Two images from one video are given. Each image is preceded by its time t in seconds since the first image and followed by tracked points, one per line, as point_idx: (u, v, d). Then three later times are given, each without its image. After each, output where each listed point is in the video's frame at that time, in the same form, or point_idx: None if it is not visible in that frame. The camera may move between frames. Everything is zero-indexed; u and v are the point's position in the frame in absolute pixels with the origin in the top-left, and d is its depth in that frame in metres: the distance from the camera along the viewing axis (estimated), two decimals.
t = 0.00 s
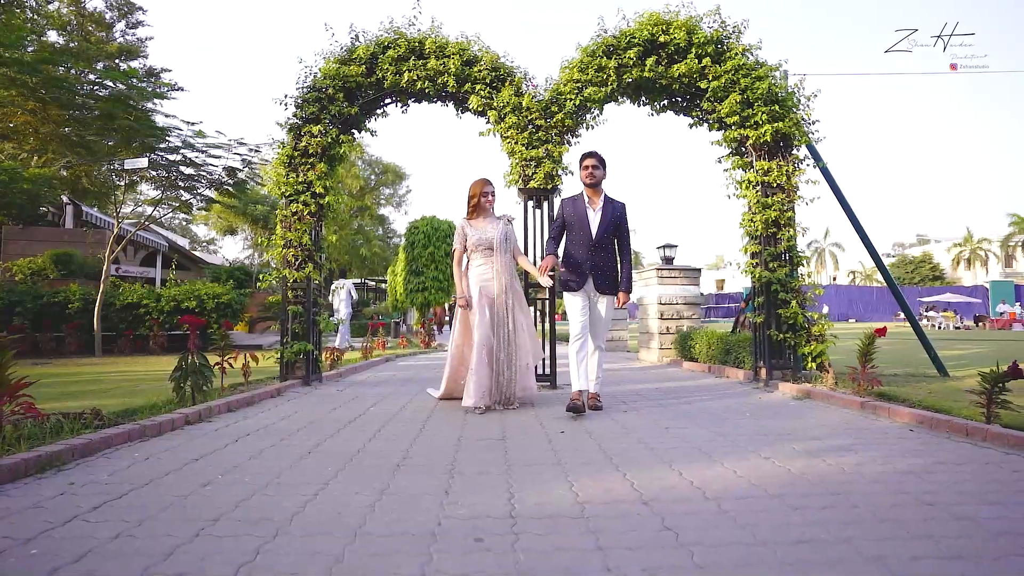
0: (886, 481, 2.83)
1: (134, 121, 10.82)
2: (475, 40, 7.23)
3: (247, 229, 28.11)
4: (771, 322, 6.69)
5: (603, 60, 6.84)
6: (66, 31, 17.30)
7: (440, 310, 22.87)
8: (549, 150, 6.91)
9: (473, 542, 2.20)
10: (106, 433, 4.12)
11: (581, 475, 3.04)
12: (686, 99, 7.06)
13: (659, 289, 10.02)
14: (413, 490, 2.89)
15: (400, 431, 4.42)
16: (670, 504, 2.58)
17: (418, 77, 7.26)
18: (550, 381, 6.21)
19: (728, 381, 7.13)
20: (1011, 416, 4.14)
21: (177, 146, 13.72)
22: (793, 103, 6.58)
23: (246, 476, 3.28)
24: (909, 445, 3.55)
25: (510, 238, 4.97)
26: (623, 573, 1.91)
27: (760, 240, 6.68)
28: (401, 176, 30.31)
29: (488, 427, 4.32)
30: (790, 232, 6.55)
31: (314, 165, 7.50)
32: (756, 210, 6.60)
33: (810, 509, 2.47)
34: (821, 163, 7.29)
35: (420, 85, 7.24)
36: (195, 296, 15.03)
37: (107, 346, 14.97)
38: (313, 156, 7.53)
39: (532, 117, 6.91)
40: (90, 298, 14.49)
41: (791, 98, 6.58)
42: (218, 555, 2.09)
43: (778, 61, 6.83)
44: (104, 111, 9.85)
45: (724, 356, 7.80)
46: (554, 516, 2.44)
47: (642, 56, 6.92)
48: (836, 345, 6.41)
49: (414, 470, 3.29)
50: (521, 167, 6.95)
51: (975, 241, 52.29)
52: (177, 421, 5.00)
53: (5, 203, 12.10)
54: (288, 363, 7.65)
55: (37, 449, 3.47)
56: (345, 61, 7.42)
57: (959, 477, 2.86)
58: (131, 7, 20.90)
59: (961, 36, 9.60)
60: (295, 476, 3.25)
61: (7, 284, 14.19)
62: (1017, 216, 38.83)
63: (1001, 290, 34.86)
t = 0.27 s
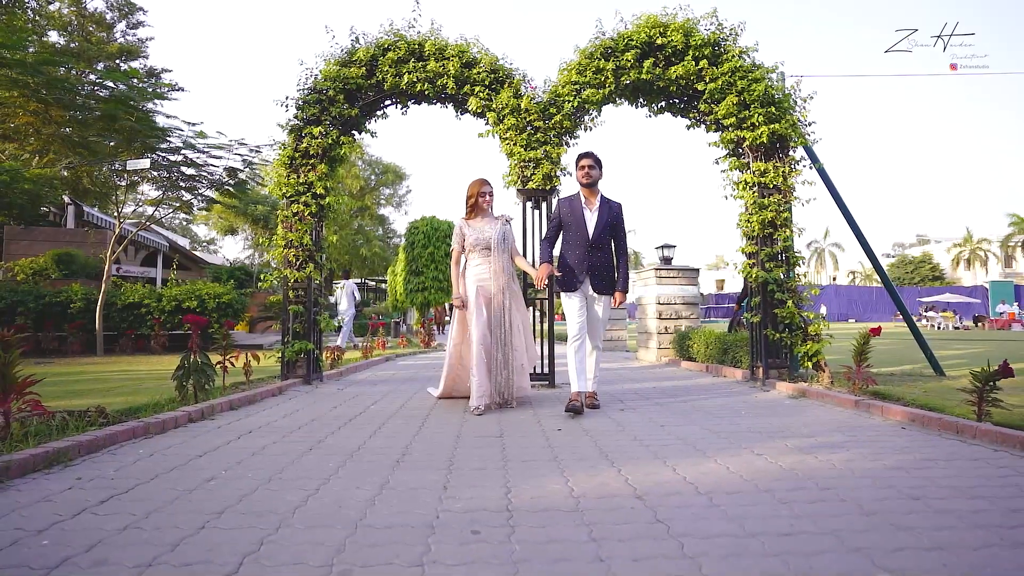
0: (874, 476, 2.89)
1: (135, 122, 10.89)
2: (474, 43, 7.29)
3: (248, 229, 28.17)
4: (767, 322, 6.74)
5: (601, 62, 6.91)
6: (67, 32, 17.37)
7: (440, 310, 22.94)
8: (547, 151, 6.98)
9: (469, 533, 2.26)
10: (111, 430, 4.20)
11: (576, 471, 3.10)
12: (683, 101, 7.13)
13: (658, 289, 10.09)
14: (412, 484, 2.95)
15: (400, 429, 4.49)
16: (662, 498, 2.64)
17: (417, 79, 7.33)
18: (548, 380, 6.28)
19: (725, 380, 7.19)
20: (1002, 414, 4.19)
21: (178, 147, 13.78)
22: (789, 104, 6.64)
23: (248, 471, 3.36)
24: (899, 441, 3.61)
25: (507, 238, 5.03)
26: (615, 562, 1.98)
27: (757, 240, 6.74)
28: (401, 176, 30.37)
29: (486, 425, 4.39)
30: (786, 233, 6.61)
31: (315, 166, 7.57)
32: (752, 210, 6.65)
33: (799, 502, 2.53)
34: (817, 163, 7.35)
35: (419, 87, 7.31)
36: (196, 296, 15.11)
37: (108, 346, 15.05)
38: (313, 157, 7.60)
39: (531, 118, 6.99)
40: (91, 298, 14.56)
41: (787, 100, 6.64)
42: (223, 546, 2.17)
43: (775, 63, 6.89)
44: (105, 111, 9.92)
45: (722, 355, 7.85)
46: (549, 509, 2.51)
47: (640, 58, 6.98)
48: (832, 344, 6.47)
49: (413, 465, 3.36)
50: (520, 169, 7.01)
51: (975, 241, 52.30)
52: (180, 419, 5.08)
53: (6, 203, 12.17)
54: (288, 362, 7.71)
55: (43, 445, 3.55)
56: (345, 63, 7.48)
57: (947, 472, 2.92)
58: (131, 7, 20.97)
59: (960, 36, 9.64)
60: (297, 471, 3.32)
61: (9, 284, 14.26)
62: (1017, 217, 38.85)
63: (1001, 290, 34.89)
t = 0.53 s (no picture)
0: (864, 472, 2.95)
1: (136, 122, 10.95)
2: (472, 45, 7.36)
3: (248, 229, 28.23)
4: (763, 322, 6.80)
5: (598, 64, 6.98)
6: (68, 33, 17.42)
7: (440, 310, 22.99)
8: (545, 152, 7.05)
9: (466, 526, 2.33)
10: (115, 427, 4.30)
11: (571, 467, 3.16)
12: (680, 103, 7.19)
13: (656, 289, 10.16)
14: (411, 480, 3.02)
15: (399, 427, 4.55)
16: (655, 493, 2.70)
17: (417, 81, 7.40)
18: (546, 379, 6.33)
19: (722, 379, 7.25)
20: (993, 412, 4.24)
21: (178, 147, 13.84)
22: (785, 106, 6.71)
23: (250, 468, 3.43)
24: (890, 439, 3.66)
25: (504, 239, 5.09)
26: (607, 553, 2.04)
27: (753, 241, 6.80)
28: (401, 176, 30.44)
29: (484, 423, 4.45)
30: (782, 233, 6.67)
31: (315, 167, 7.64)
32: (748, 211, 6.71)
33: (788, 497, 2.58)
34: (813, 165, 7.41)
35: (419, 89, 7.38)
36: (197, 296, 15.17)
37: (109, 346, 15.11)
38: (314, 158, 7.66)
39: (529, 120, 7.06)
40: (92, 298, 14.61)
41: (783, 102, 6.71)
42: (226, 538, 2.25)
43: (771, 65, 6.95)
44: (106, 112, 9.98)
45: (718, 355, 7.91)
46: (544, 504, 2.57)
47: (637, 60, 7.04)
48: (827, 344, 6.53)
49: (412, 462, 3.42)
50: (518, 169, 7.08)
51: (974, 242, 52.36)
52: (183, 417, 5.16)
53: (7, 203, 12.23)
54: (289, 362, 7.77)
55: (48, 442, 3.65)
56: (345, 65, 7.55)
57: (935, 468, 2.97)
58: (131, 7, 21.02)
59: (960, 36, 9.67)
60: (298, 467, 3.39)
61: (10, 284, 14.32)
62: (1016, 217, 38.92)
63: (999, 290, 34.95)
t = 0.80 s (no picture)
0: (851, 467, 3.01)
1: (136, 123, 11.02)
2: (470, 48, 7.43)
3: (248, 229, 28.29)
4: (758, 321, 6.88)
5: (595, 66, 7.05)
6: (67, 33, 17.47)
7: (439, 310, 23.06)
8: (542, 154, 7.13)
9: (461, 518, 2.41)
10: (119, 425, 4.46)
11: (566, 462, 3.23)
12: (676, 104, 7.28)
13: (653, 289, 10.23)
14: (409, 474, 3.10)
15: (398, 424, 4.63)
16: (647, 486, 2.77)
17: (415, 83, 7.48)
18: (544, 378, 6.40)
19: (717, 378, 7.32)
20: (982, 409, 4.31)
21: (178, 147, 13.90)
22: (779, 108, 6.78)
23: (252, 464, 3.52)
24: (879, 435, 3.73)
25: (500, 238, 5.16)
26: (597, 542, 2.11)
27: (748, 241, 6.87)
28: (400, 177, 30.51)
29: (481, 420, 4.52)
30: (776, 234, 6.75)
31: (315, 168, 7.71)
32: (743, 212, 6.79)
33: (776, 490, 2.65)
34: (808, 166, 7.49)
35: (417, 91, 7.46)
36: (197, 296, 15.23)
37: (109, 346, 15.18)
38: (314, 159, 7.73)
39: (527, 122, 7.14)
40: (93, 297, 14.67)
41: (778, 104, 6.78)
42: (230, 529, 2.36)
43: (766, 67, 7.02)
44: (106, 113, 10.06)
45: (715, 354, 7.98)
46: (537, 497, 2.64)
47: (633, 63, 7.12)
48: (821, 343, 6.61)
49: (411, 458, 3.50)
50: (516, 170, 7.15)
51: (972, 242, 52.48)
52: (185, 415, 5.27)
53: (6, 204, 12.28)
54: (289, 361, 7.85)
55: (55, 438, 3.84)
56: (344, 67, 7.62)
57: (921, 463, 3.03)
58: (130, 8, 21.08)
59: (960, 37, 9.70)
60: (299, 463, 3.49)
61: (11, 284, 14.38)
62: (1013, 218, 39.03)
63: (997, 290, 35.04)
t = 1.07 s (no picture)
0: (839, 461, 3.07)
1: (136, 124, 11.08)
2: (469, 49, 7.50)
3: (247, 229, 28.35)
4: (753, 320, 6.96)
5: (592, 68, 7.13)
6: (67, 33, 17.51)
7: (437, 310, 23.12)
8: (540, 155, 7.20)
9: (459, 510, 2.48)
10: (122, 421, 4.63)
11: (562, 458, 3.30)
12: (673, 106, 7.35)
13: (650, 289, 10.30)
14: (408, 469, 3.18)
15: (397, 421, 4.71)
16: (639, 481, 2.84)
17: (414, 85, 7.54)
18: (541, 377, 6.48)
19: (714, 377, 7.39)
20: (973, 407, 4.37)
21: (177, 147, 13.97)
22: (775, 110, 6.86)
23: (255, 460, 3.61)
24: (869, 432, 3.79)
25: (496, 236, 5.22)
26: (589, 533, 2.18)
27: (743, 241, 6.94)
28: (399, 177, 30.59)
29: (479, 418, 4.59)
30: (771, 234, 6.82)
31: (315, 169, 7.78)
32: (739, 212, 6.86)
33: (765, 484, 2.72)
34: (803, 167, 7.56)
35: (416, 93, 7.54)
36: (197, 296, 15.27)
37: (109, 345, 15.24)
38: (313, 160, 7.80)
39: (525, 123, 7.22)
40: (93, 297, 14.73)
41: (773, 105, 6.86)
42: (233, 521, 2.46)
43: (761, 69, 7.09)
44: (106, 114, 10.12)
45: (711, 353, 8.04)
46: (532, 491, 2.71)
47: (630, 65, 7.20)
48: (816, 342, 6.70)
49: (409, 454, 3.57)
50: (514, 171, 7.22)
51: (970, 242, 52.58)
52: (187, 412, 5.40)
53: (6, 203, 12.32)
54: (289, 360, 7.92)
55: (61, 434, 4.04)
56: (344, 69, 7.69)
57: (909, 458, 3.09)
58: (129, 8, 21.13)
59: (960, 36, 9.74)
60: (301, 458, 3.58)
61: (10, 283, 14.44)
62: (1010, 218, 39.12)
63: (994, 290, 35.14)
